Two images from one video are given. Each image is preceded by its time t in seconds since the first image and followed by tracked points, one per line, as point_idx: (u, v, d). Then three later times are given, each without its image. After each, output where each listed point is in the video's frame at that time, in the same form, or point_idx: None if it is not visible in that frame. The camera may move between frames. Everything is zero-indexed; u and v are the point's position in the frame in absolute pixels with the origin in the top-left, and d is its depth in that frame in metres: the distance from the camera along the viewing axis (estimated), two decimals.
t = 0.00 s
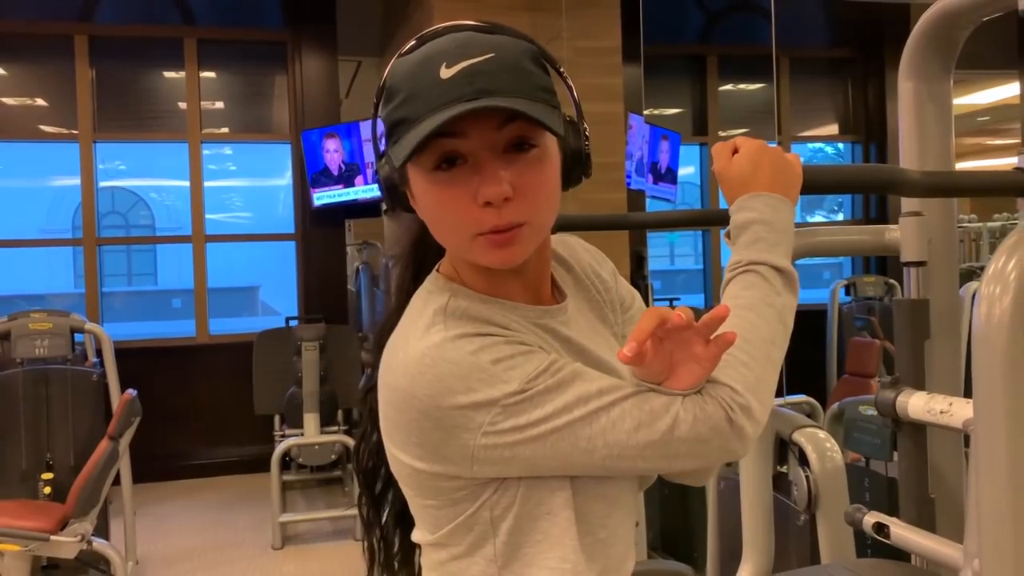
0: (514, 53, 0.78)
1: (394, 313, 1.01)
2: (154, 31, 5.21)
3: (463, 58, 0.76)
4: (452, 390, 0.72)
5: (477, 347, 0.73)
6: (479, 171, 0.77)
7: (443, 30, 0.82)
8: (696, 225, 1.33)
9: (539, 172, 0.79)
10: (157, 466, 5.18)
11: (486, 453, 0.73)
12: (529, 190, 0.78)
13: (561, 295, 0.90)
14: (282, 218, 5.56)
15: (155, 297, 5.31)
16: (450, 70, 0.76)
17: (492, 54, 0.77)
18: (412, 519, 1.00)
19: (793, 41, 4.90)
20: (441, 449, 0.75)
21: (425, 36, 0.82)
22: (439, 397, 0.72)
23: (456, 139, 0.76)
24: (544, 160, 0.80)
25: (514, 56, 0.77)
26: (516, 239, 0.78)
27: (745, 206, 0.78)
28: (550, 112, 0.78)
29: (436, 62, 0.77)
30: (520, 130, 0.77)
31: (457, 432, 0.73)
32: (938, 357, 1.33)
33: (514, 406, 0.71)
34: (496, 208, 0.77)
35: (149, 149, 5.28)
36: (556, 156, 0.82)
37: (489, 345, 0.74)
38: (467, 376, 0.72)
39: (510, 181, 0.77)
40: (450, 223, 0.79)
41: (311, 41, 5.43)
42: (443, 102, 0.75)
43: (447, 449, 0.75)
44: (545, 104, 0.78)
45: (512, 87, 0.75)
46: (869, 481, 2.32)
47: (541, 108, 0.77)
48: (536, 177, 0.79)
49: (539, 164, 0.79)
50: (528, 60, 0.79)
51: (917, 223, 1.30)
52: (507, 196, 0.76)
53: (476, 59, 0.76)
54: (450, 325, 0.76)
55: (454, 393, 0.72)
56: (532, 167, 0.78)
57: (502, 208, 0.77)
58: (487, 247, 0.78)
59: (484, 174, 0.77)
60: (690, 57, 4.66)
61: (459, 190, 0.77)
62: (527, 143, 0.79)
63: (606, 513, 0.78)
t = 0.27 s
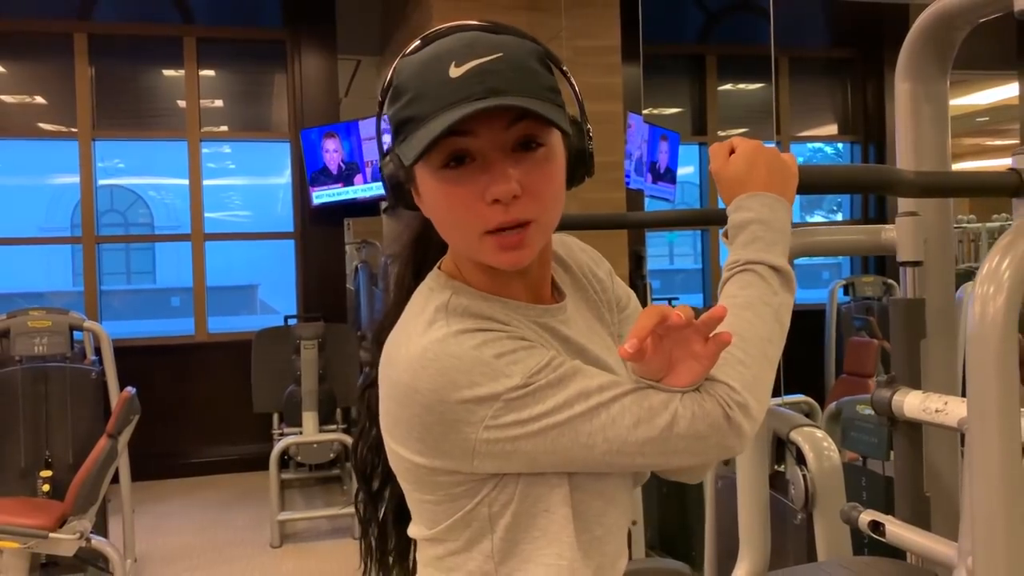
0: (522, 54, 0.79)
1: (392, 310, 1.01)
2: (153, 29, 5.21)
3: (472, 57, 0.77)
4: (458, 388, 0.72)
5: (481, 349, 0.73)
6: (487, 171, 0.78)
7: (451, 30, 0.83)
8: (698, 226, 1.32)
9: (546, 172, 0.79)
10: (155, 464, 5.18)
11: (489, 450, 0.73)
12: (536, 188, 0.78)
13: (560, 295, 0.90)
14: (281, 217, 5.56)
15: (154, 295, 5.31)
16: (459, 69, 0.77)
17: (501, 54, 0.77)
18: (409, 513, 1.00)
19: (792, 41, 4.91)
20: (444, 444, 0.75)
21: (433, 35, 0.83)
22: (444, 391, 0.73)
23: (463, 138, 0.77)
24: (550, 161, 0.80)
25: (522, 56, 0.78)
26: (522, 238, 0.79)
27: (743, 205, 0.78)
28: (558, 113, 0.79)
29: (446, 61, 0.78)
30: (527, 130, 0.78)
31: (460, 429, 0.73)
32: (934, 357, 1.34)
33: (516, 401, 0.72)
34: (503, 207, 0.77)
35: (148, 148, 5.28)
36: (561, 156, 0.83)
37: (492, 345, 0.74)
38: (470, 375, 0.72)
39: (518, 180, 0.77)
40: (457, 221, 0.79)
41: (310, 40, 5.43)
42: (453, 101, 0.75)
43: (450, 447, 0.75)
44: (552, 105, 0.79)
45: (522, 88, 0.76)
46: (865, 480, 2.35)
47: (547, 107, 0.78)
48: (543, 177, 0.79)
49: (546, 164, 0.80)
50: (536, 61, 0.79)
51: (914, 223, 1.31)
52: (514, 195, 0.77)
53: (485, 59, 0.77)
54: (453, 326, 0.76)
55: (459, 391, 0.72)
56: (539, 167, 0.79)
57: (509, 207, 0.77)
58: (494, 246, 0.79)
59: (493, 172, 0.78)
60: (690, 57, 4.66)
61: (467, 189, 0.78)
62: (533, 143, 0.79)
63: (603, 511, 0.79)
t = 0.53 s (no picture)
0: (499, 49, 0.78)
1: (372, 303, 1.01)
2: (145, 25, 5.19)
3: (450, 52, 0.76)
4: (434, 358, 0.73)
5: (462, 324, 0.75)
6: (463, 162, 0.77)
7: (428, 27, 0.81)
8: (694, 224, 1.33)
9: (521, 165, 0.78)
10: (145, 461, 5.17)
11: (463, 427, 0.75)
12: (510, 181, 0.77)
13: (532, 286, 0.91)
14: (272, 214, 5.55)
15: (144, 293, 5.30)
16: (437, 64, 0.75)
17: (479, 49, 0.76)
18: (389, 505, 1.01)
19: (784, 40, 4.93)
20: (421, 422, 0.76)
21: (410, 32, 0.81)
22: (423, 365, 0.73)
23: (441, 130, 0.76)
24: (526, 154, 0.79)
25: (500, 52, 0.77)
26: (498, 229, 0.78)
27: (735, 204, 0.79)
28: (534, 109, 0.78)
29: (423, 55, 0.76)
30: (503, 123, 0.77)
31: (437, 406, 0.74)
32: (924, 356, 1.35)
33: (492, 374, 0.73)
34: (479, 197, 0.76)
35: (139, 144, 5.26)
36: (537, 152, 0.82)
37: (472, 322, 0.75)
38: (447, 347, 0.73)
39: (493, 172, 0.76)
40: (433, 211, 0.78)
41: (303, 37, 5.42)
42: (429, 95, 0.74)
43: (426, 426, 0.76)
44: (527, 99, 0.77)
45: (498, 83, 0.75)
46: (856, 477, 2.37)
47: (523, 102, 0.77)
48: (519, 170, 0.78)
49: (522, 157, 0.79)
50: (513, 57, 0.78)
51: (905, 222, 1.32)
52: (490, 186, 0.76)
53: (462, 53, 0.76)
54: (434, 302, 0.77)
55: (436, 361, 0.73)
56: (515, 160, 0.78)
57: (485, 198, 0.76)
58: (468, 236, 0.77)
59: (467, 164, 0.76)
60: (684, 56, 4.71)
61: (442, 181, 0.77)
62: (509, 137, 0.78)
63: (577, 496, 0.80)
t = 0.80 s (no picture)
0: (479, 47, 0.71)
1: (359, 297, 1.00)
2: (126, 23, 5.15)
3: (433, 52, 0.69)
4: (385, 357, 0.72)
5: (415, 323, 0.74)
6: (445, 158, 0.70)
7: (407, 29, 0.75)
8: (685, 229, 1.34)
9: (506, 160, 0.72)
10: (127, 462, 5.14)
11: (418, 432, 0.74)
12: (496, 176, 0.71)
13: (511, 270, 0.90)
14: (254, 213, 5.53)
15: (125, 292, 5.26)
16: (422, 64, 0.68)
17: (460, 48, 0.69)
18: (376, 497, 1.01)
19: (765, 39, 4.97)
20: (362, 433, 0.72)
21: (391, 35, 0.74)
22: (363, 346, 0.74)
23: (423, 127, 0.69)
24: (508, 150, 0.72)
25: (484, 50, 0.71)
26: (482, 227, 0.72)
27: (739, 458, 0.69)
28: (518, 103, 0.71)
29: (405, 51, 0.70)
30: (488, 118, 0.70)
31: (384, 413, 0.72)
32: (908, 350, 1.38)
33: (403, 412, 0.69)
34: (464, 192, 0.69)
35: (119, 143, 5.23)
36: (518, 149, 0.75)
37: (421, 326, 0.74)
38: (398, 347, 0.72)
39: (477, 167, 0.70)
40: (416, 208, 0.71)
41: (285, 36, 5.40)
42: (411, 92, 0.67)
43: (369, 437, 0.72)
44: (508, 94, 0.71)
45: (481, 78, 0.68)
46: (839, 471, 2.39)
47: (507, 99, 0.71)
48: (503, 164, 0.71)
49: (505, 153, 0.72)
50: (491, 56, 0.71)
51: (891, 219, 1.34)
52: (473, 179, 0.69)
53: (444, 54, 0.68)
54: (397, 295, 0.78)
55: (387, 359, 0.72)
56: (500, 156, 0.71)
57: (470, 194, 0.70)
58: (454, 232, 0.71)
59: (452, 159, 0.69)
60: (665, 54, 4.66)
61: (427, 174, 0.69)
62: (491, 133, 0.71)
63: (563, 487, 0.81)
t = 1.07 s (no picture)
0: (509, 62, 0.80)
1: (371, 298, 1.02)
2: (99, 21, 5.10)
3: (465, 66, 0.78)
4: (379, 351, 0.77)
5: (421, 316, 0.80)
6: (474, 165, 0.79)
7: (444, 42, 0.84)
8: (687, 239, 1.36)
9: (530, 167, 0.81)
10: (105, 463, 5.09)
11: (381, 429, 0.76)
12: (520, 182, 0.80)
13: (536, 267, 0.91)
14: (229, 211, 5.49)
15: (99, 293, 5.21)
16: (454, 75, 0.78)
17: (492, 62, 0.79)
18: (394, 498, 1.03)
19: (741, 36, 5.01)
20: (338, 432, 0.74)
21: (429, 48, 0.84)
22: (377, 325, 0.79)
23: (456, 135, 0.78)
24: (533, 157, 0.82)
25: (511, 63, 0.80)
26: (507, 225, 0.81)
27: None
28: (541, 114, 0.80)
29: (438, 63, 0.79)
30: (514, 128, 0.79)
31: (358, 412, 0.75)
32: (897, 344, 1.42)
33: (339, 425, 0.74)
34: (490, 196, 0.79)
35: (92, 142, 5.18)
36: (545, 156, 0.84)
37: (423, 323, 0.80)
38: (404, 340, 0.78)
39: (502, 173, 0.79)
40: (448, 208, 0.81)
41: (261, 33, 5.37)
42: (446, 104, 0.77)
43: (337, 436, 0.74)
44: (533, 107, 0.80)
45: (508, 93, 0.78)
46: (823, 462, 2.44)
47: (533, 110, 0.80)
48: (526, 171, 0.81)
49: (529, 160, 0.81)
50: (521, 70, 0.81)
51: (880, 217, 1.39)
52: (499, 186, 0.79)
53: (476, 68, 0.78)
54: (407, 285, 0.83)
55: (379, 354, 0.77)
56: (524, 163, 0.81)
57: (495, 197, 0.79)
58: (479, 231, 0.80)
59: (480, 167, 0.79)
60: (640, 51, 4.87)
61: (455, 179, 0.79)
62: (518, 141, 0.80)
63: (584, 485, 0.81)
